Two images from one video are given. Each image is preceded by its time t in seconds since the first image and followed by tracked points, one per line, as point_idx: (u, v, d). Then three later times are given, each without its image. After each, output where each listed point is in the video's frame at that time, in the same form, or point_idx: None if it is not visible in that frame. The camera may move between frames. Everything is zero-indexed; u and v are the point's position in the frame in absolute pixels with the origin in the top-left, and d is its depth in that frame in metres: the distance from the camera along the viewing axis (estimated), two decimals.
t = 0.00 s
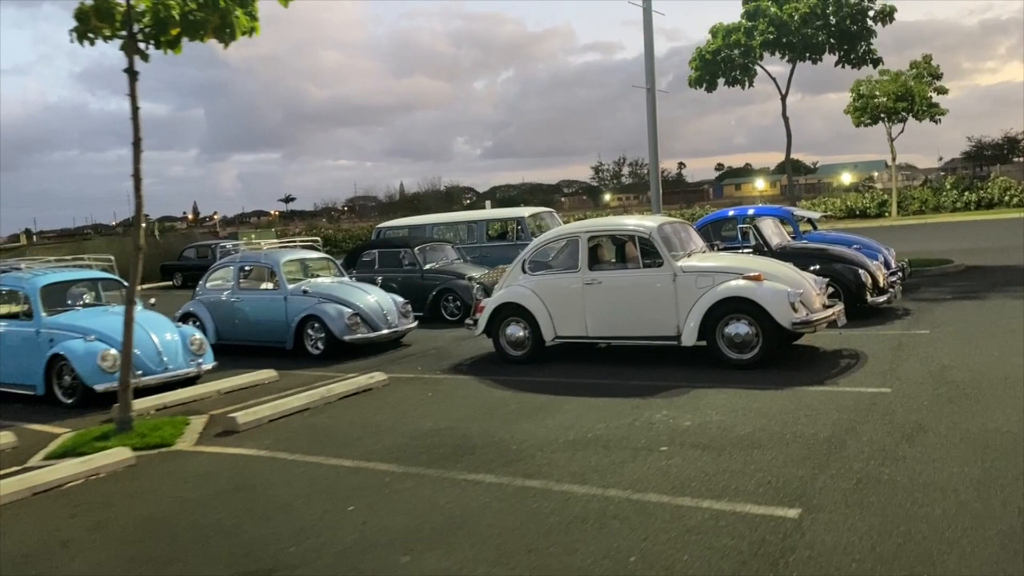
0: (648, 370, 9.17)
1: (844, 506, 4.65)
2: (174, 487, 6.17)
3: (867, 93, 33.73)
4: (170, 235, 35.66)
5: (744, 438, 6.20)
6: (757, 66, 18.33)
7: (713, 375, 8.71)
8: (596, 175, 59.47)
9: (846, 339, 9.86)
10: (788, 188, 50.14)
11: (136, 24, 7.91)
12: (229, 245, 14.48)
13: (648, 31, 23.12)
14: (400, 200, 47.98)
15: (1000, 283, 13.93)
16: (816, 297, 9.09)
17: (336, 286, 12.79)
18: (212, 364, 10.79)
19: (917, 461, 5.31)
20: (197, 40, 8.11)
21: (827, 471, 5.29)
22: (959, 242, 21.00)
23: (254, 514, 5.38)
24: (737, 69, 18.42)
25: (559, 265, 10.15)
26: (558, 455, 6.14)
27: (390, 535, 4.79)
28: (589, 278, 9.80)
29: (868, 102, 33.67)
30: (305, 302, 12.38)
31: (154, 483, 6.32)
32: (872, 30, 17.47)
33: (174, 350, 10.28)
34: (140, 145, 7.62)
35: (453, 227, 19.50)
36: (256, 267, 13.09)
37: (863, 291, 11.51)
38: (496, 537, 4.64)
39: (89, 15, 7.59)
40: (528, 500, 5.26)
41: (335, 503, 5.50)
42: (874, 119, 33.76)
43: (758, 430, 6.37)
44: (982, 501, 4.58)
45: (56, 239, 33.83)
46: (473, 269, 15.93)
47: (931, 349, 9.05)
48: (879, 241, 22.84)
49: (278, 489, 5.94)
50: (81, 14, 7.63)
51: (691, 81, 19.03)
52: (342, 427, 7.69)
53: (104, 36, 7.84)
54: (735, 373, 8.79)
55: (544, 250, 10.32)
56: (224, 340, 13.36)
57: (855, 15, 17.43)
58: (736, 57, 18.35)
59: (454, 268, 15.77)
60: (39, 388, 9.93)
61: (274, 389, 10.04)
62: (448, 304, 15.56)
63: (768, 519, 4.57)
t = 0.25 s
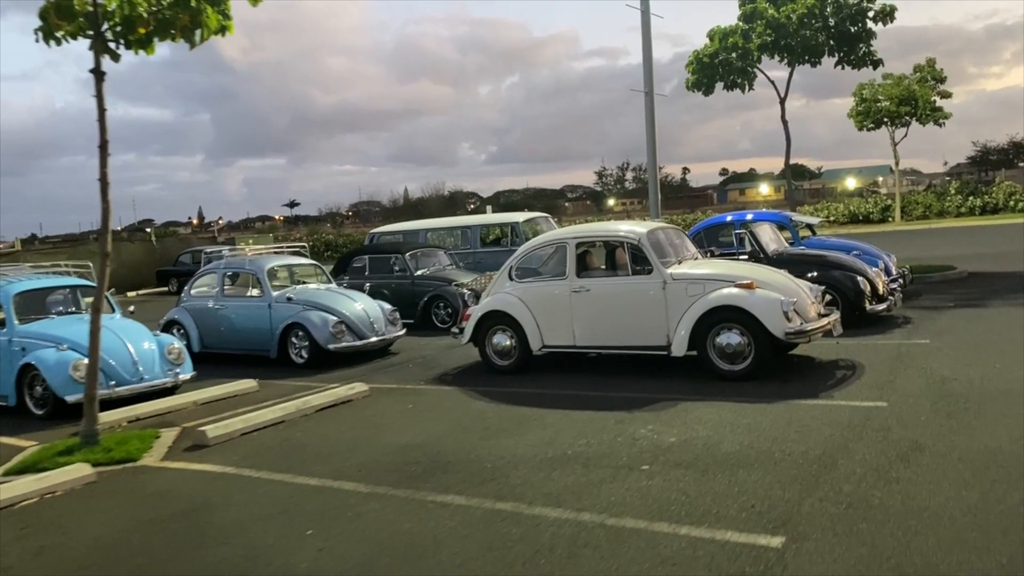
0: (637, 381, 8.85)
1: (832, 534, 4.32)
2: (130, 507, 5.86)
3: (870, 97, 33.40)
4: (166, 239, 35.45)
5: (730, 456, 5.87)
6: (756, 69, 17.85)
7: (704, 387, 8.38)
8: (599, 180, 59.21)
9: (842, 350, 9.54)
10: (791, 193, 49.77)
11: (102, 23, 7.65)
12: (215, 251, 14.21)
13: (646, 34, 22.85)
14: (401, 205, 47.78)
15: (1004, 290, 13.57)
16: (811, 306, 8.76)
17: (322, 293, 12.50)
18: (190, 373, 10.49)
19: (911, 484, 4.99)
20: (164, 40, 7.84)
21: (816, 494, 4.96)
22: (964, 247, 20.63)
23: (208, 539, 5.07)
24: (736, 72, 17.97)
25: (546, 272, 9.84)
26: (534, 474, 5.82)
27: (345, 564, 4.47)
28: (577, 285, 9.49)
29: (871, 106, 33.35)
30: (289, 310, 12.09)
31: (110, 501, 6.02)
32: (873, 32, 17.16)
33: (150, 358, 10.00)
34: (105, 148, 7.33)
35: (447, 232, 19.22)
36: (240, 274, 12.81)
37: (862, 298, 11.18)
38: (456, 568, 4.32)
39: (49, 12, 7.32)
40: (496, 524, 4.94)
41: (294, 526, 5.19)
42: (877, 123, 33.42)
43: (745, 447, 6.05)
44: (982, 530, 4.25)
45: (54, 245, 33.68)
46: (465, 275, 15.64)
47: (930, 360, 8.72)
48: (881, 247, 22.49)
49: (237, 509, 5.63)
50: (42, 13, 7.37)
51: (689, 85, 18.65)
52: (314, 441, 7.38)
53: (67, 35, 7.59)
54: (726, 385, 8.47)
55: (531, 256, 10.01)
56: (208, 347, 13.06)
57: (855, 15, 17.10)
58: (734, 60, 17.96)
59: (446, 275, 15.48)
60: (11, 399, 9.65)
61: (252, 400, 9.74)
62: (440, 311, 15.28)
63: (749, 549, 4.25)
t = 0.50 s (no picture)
0: (631, 389, 8.54)
1: (827, 561, 4.01)
2: (91, 523, 5.59)
3: (876, 98, 33.02)
4: (167, 242, 35.30)
5: (723, 472, 5.56)
6: (758, 70, 17.65)
7: (700, 396, 8.07)
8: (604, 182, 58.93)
9: (844, 358, 9.21)
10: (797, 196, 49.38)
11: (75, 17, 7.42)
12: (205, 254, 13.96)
13: (648, 34, 22.57)
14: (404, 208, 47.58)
15: (1012, 295, 13.22)
16: (812, 312, 8.44)
17: (312, 297, 12.23)
18: (174, 380, 10.23)
19: (914, 505, 4.67)
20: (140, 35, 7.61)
21: (811, 515, 4.65)
22: (972, 251, 20.25)
23: (165, 561, 4.78)
24: (737, 73, 17.78)
25: (539, 276, 9.55)
26: (516, 491, 5.52)
27: None
28: (570, 290, 9.20)
29: (877, 108, 32.98)
30: (278, 314, 11.82)
31: (72, 517, 5.75)
32: (877, 31, 16.79)
33: (132, 364, 9.72)
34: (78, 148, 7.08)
35: (444, 235, 18.94)
36: (229, 278, 12.56)
37: (866, 303, 10.85)
38: None
39: (19, 7, 7.07)
40: (471, 546, 4.64)
41: (258, 547, 4.90)
42: (883, 124, 33.04)
43: (739, 463, 5.74)
44: (988, 558, 3.94)
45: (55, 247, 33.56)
46: (460, 278, 15.36)
47: (935, 368, 8.40)
48: (887, 250, 22.13)
49: (202, 527, 5.35)
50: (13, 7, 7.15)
51: (689, 85, 18.45)
52: (292, 453, 7.09)
53: (39, 30, 7.36)
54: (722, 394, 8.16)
55: (523, 259, 9.72)
56: (197, 352, 12.80)
57: (859, 15, 16.76)
58: (736, 60, 17.73)
59: (441, 278, 15.20)
60: None
61: (236, 408, 9.46)
62: (435, 316, 15.00)
63: None
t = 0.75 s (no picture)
0: (625, 400, 8.16)
1: None
2: (42, 548, 5.25)
3: (886, 97, 32.51)
4: (169, 243, 35.09)
5: (715, 496, 5.19)
6: (762, 68, 17.34)
7: (697, 408, 7.69)
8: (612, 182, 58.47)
9: (850, 367, 8.80)
10: (806, 196, 48.80)
11: (43, 13, 7.06)
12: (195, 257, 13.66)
13: (651, 33, 22.17)
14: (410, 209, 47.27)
15: None
16: (814, 320, 8.05)
17: (302, 302, 11.91)
18: (156, 387, 9.91)
19: (921, 537, 4.29)
20: (112, 30, 7.28)
21: (809, 547, 4.28)
22: (984, 253, 19.76)
23: None
24: (742, 71, 17.44)
25: (531, 281, 9.19)
26: (492, 515, 5.17)
27: None
28: (563, 296, 8.84)
29: (887, 107, 32.45)
30: (266, 319, 11.50)
31: (25, 540, 5.43)
32: (886, 28, 16.37)
33: (113, 372, 9.43)
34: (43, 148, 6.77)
35: (443, 237, 18.61)
36: (217, 281, 12.25)
37: (872, 309, 10.45)
38: None
39: None
40: None
41: None
42: (893, 124, 32.52)
43: (733, 485, 5.36)
44: None
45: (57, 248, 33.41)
46: (457, 282, 15.02)
47: (945, 380, 7.99)
48: (896, 253, 21.66)
49: (157, 553, 5.01)
50: None
51: (692, 84, 18.04)
52: (266, 469, 6.75)
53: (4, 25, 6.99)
54: (720, 406, 7.77)
55: (514, 264, 9.37)
56: (184, 358, 12.49)
57: (868, 11, 16.24)
58: (741, 59, 17.40)
59: (437, 281, 14.87)
60: None
61: (217, 417, 9.14)
62: (431, 320, 14.66)
63: None
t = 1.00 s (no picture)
0: (617, 410, 7.85)
1: None
2: None
3: (893, 97, 32.07)
4: (169, 245, 34.89)
5: (704, 517, 4.88)
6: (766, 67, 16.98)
7: (691, 419, 7.37)
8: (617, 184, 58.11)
9: (852, 376, 8.46)
10: (812, 197, 48.34)
11: (11, 7, 6.82)
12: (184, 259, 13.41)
13: (653, 32, 21.83)
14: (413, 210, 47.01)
15: None
16: (814, 327, 7.72)
17: (290, 306, 11.64)
18: (137, 394, 9.64)
19: (922, 567, 3.97)
20: (82, 26, 7.03)
21: None
22: (993, 255, 19.35)
23: None
24: (744, 70, 17.10)
25: (521, 285, 8.89)
26: (467, 536, 4.87)
27: None
28: (554, 301, 8.53)
29: (894, 107, 32.02)
30: (253, 323, 11.23)
31: None
32: (892, 25, 16.02)
33: (93, 379, 9.17)
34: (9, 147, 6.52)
35: (440, 239, 18.32)
36: (205, 285, 11.99)
37: (876, 314, 10.11)
38: None
39: None
40: None
41: None
42: (900, 124, 32.09)
43: (724, 505, 5.05)
44: None
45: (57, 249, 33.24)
46: (452, 285, 14.72)
47: (951, 389, 7.65)
48: (902, 256, 21.27)
49: None
50: None
51: (694, 83, 17.64)
52: (238, 483, 6.47)
53: None
54: (716, 416, 7.45)
55: (505, 267, 9.06)
56: (172, 363, 12.22)
57: (873, 8, 15.88)
58: (744, 57, 17.05)
59: (431, 285, 14.58)
60: None
61: (198, 426, 8.86)
62: (425, 324, 14.37)
63: None
